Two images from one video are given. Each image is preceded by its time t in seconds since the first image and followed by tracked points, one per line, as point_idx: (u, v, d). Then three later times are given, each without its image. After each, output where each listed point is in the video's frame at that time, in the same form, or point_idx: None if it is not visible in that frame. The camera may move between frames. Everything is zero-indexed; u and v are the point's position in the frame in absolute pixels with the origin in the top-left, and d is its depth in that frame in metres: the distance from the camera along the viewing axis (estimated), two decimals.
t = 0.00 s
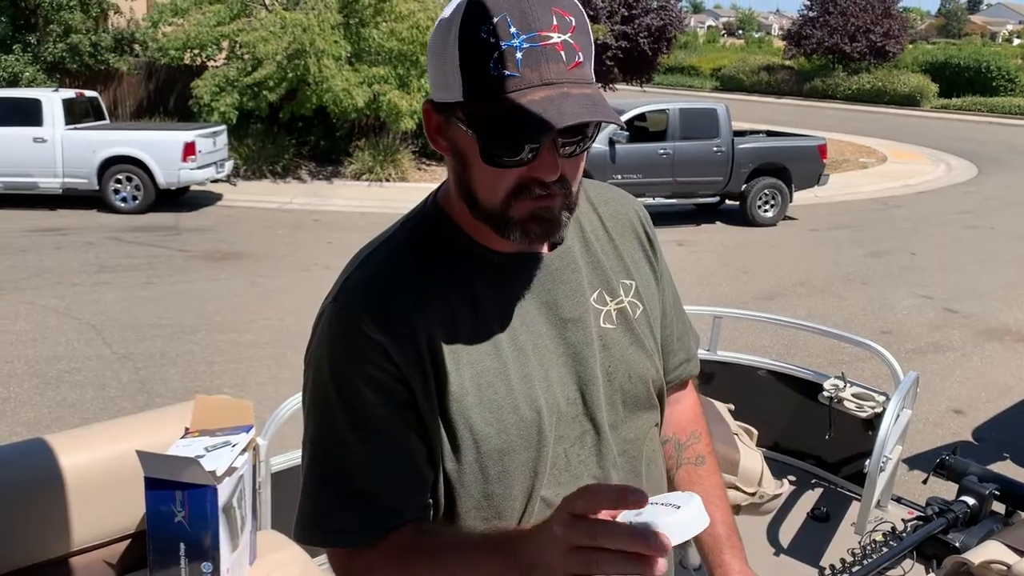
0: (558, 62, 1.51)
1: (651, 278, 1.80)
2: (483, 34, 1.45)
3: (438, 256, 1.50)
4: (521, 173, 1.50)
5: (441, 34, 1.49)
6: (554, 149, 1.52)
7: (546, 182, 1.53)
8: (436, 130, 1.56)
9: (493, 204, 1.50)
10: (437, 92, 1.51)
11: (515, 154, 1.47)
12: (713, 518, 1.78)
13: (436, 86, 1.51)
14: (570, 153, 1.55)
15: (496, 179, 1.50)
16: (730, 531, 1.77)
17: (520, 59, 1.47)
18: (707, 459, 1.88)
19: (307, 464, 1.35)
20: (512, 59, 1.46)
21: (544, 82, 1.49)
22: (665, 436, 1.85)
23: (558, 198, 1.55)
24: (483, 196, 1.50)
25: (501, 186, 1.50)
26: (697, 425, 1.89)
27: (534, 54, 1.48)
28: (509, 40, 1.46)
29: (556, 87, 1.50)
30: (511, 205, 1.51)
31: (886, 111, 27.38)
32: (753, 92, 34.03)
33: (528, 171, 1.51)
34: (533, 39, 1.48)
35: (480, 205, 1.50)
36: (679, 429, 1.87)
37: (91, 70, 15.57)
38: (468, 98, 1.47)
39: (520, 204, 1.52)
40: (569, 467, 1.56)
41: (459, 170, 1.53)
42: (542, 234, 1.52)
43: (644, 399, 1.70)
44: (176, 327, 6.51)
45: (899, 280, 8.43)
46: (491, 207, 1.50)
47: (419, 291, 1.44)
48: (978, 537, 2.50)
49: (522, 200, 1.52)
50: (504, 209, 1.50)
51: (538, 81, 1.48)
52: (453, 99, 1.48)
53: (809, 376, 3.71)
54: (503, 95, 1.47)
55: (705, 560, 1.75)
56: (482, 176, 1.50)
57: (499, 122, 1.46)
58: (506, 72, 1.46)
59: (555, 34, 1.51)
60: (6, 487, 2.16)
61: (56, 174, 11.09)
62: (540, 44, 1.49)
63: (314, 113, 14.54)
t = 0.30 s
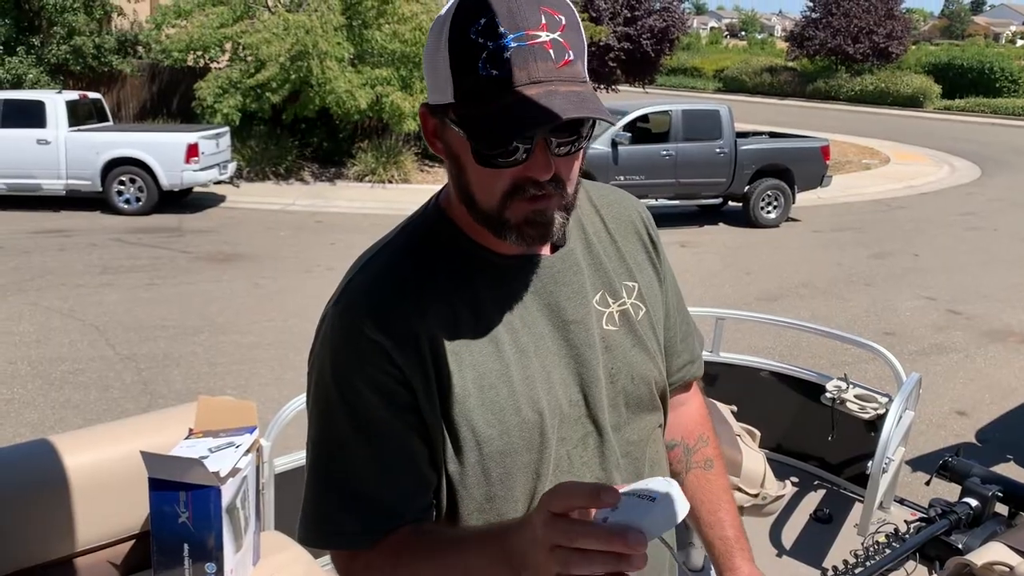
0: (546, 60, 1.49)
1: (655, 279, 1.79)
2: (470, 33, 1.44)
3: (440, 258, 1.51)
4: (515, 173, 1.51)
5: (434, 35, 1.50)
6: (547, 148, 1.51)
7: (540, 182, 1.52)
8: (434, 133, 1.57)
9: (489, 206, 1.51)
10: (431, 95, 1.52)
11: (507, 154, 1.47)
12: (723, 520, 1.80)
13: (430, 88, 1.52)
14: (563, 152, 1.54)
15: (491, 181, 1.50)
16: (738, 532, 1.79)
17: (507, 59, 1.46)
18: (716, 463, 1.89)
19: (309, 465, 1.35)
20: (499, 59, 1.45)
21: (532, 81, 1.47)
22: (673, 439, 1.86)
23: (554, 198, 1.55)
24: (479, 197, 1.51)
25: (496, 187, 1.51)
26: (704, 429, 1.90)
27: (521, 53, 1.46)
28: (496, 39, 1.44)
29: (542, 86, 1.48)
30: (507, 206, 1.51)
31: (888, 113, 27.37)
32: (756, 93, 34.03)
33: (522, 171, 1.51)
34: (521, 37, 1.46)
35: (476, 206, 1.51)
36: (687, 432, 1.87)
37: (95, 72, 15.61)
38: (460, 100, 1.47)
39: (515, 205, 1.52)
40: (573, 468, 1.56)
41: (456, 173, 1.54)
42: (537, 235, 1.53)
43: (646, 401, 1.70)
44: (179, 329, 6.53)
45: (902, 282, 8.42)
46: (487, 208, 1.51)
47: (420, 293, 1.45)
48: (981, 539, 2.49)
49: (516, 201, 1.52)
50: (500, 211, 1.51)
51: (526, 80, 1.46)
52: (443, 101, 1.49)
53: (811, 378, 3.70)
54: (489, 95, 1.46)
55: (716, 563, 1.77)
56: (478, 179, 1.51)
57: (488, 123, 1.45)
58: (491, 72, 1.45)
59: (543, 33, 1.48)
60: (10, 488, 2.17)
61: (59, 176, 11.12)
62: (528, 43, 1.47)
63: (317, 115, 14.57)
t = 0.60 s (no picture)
0: (535, 68, 1.50)
1: (658, 280, 1.80)
2: (458, 42, 1.45)
3: (440, 261, 1.51)
4: (507, 179, 1.51)
5: (422, 44, 1.51)
6: (539, 154, 1.52)
7: (534, 187, 1.53)
8: (429, 139, 1.57)
9: (484, 212, 1.51)
10: (423, 103, 1.53)
11: (500, 160, 1.47)
12: (734, 519, 1.82)
13: (422, 97, 1.53)
14: (557, 156, 1.54)
15: (485, 187, 1.50)
16: (749, 530, 1.81)
17: (494, 68, 1.47)
18: (725, 461, 1.89)
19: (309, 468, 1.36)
20: (487, 69, 1.46)
21: (522, 90, 1.49)
22: (681, 441, 1.86)
23: (551, 203, 1.55)
24: (474, 203, 1.51)
25: (490, 192, 1.51)
26: (712, 428, 1.91)
27: (509, 62, 1.47)
28: (483, 49, 1.45)
29: (531, 95, 1.50)
30: (503, 212, 1.52)
31: (891, 113, 27.33)
32: (759, 94, 34.01)
33: (516, 177, 1.51)
34: (508, 45, 1.47)
35: (472, 212, 1.51)
36: (695, 433, 1.88)
37: (99, 74, 15.66)
38: (451, 108, 1.48)
39: (510, 211, 1.52)
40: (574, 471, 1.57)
41: (452, 179, 1.55)
42: (533, 240, 1.52)
43: (648, 403, 1.71)
44: (183, 329, 6.55)
45: (906, 282, 8.41)
46: (481, 213, 1.51)
47: (421, 296, 1.45)
48: (984, 539, 2.49)
49: (512, 207, 1.52)
50: (496, 216, 1.51)
51: (514, 90, 1.48)
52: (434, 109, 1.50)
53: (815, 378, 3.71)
54: (478, 103, 1.47)
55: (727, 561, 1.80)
56: (473, 185, 1.51)
57: (478, 131, 1.46)
58: (480, 81, 1.46)
59: (532, 40, 1.49)
60: (14, 489, 2.19)
61: (63, 177, 11.14)
62: (517, 51, 1.48)
63: (321, 116, 14.59)
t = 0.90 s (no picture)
0: (541, 70, 1.50)
1: (660, 281, 1.80)
2: (463, 46, 1.45)
3: (441, 263, 1.51)
4: (513, 183, 1.51)
5: (426, 48, 1.50)
6: (545, 156, 1.52)
7: (540, 190, 1.53)
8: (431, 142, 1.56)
9: (489, 215, 1.51)
10: (427, 107, 1.52)
11: (506, 164, 1.47)
12: (740, 518, 1.84)
13: (425, 101, 1.53)
14: (561, 158, 1.54)
15: (490, 191, 1.50)
16: (755, 529, 1.84)
17: (501, 70, 1.47)
18: (729, 460, 1.90)
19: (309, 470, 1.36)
20: (493, 71, 1.46)
21: (530, 92, 1.49)
22: (686, 441, 1.86)
23: (556, 205, 1.55)
24: (479, 207, 1.51)
25: (495, 196, 1.50)
26: (716, 429, 1.91)
27: (516, 65, 1.48)
28: (489, 53, 1.45)
29: (539, 98, 1.50)
30: (508, 215, 1.52)
31: (895, 112, 27.29)
32: (761, 93, 33.98)
33: (522, 180, 1.51)
34: (515, 48, 1.47)
35: (477, 215, 1.51)
36: (699, 433, 1.88)
37: (102, 75, 15.69)
38: (456, 112, 1.48)
39: (516, 214, 1.52)
40: (576, 473, 1.57)
41: (455, 183, 1.54)
42: (539, 242, 1.53)
43: (650, 406, 1.71)
44: (186, 330, 6.56)
45: (910, 282, 8.40)
46: (487, 216, 1.51)
47: (422, 299, 1.45)
48: (987, 539, 2.49)
49: (518, 210, 1.52)
50: (501, 219, 1.51)
51: (522, 92, 1.48)
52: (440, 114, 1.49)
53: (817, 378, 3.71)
54: (484, 108, 1.47)
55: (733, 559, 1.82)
56: (477, 188, 1.51)
57: (485, 136, 1.46)
58: (486, 85, 1.46)
59: (537, 42, 1.49)
60: (18, 488, 2.18)
61: (67, 178, 11.16)
62: (523, 53, 1.48)
63: (323, 116, 14.61)
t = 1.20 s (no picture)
0: (566, 70, 1.52)
1: (660, 281, 1.80)
2: (488, 46, 1.44)
3: (443, 262, 1.51)
4: (532, 183, 1.50)
5: (444, 46, 1.48)
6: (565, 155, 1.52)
7: (558, 189, 1.53)
8: (441, 144, 1.54)
9: (504, 216, 1.50)
10: (441, 107, 1.50)
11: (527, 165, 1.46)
12: (741, 517, 1.84)
13: (439, 102, 1.50)
14: (577, 158, 1.55)
15: (507, 191, 1.50)
16: (754, 528, 1.84)
17: (528, 70, 1.47)
18: (727, 459, 1.90)
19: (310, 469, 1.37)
20: (520, 71, 1.46)
21: (553, 92, 1.50)
22: (686, 441, 1.86)
23: (570, 204, 1.55)
24: (495, 207, 1.50)
25: (511, 198, 1.50)
26: (714, 428, 1.91)
27: (542, 65, 1.48)
28: (517, 53, 1.46)
29: (565, 97, 1.51)
30: (525, 215, 1.51)
31: (896, 111, 27.26)
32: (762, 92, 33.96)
33: (540, 180, 1.51)
34: (540, 48, 1.48)
35: (491, 216, 1.50)
36: (698, 433, 1.88)
37: (103, 75, 15.70)
38: (478, 113, 1.46)
39: (534, 212, 1.52)
40: (576, 473, 1.57)
41: (468, 184, 1.52)
42: (557, 238, 1.53)
43: (651, 405, 1.71)
44: (188, 330, 6.56)
45: (911, 280, 8.40)
46: (503, 216, 1.50)
47: (423, 299, 1.45)
48: (989, 537, 2.48)
49: (535, 209, 1.52)
50: (518, 219, 1.51)
51: (548, 92, 1.49)
52: (461, 114, 1.47)
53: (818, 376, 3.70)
54: (511, 108, 1.46)
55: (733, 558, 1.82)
56: (495, 189, 1.50)
57: (510, 136, 1.45)
58: (514, 85, 1.46)
59: (560, 43, 1.51)
60: (18, 488, 2.18)
61: (68, 178, 11.17)
62: (546, 54, 1.49)
63: (324, 116, 14.62)
